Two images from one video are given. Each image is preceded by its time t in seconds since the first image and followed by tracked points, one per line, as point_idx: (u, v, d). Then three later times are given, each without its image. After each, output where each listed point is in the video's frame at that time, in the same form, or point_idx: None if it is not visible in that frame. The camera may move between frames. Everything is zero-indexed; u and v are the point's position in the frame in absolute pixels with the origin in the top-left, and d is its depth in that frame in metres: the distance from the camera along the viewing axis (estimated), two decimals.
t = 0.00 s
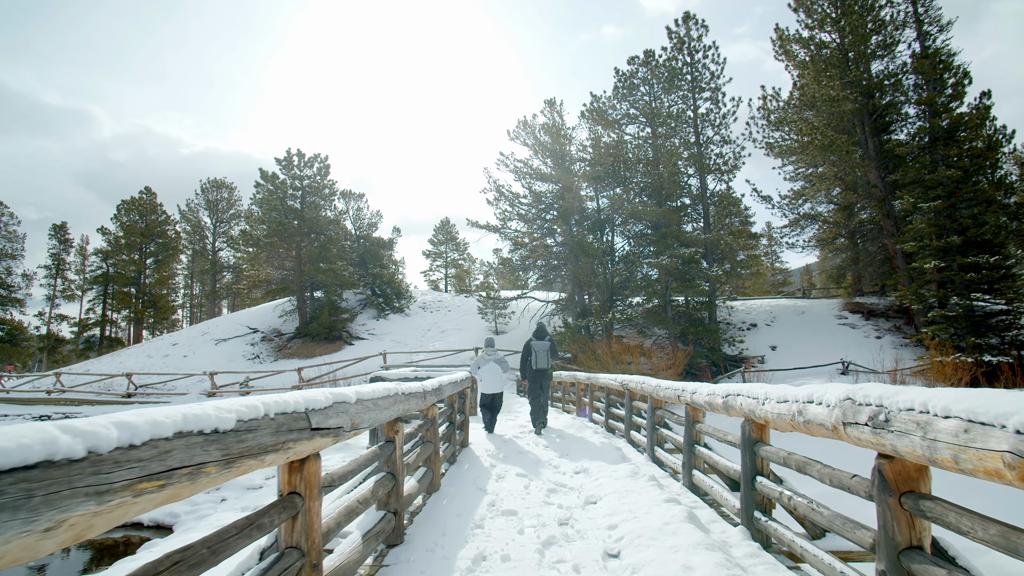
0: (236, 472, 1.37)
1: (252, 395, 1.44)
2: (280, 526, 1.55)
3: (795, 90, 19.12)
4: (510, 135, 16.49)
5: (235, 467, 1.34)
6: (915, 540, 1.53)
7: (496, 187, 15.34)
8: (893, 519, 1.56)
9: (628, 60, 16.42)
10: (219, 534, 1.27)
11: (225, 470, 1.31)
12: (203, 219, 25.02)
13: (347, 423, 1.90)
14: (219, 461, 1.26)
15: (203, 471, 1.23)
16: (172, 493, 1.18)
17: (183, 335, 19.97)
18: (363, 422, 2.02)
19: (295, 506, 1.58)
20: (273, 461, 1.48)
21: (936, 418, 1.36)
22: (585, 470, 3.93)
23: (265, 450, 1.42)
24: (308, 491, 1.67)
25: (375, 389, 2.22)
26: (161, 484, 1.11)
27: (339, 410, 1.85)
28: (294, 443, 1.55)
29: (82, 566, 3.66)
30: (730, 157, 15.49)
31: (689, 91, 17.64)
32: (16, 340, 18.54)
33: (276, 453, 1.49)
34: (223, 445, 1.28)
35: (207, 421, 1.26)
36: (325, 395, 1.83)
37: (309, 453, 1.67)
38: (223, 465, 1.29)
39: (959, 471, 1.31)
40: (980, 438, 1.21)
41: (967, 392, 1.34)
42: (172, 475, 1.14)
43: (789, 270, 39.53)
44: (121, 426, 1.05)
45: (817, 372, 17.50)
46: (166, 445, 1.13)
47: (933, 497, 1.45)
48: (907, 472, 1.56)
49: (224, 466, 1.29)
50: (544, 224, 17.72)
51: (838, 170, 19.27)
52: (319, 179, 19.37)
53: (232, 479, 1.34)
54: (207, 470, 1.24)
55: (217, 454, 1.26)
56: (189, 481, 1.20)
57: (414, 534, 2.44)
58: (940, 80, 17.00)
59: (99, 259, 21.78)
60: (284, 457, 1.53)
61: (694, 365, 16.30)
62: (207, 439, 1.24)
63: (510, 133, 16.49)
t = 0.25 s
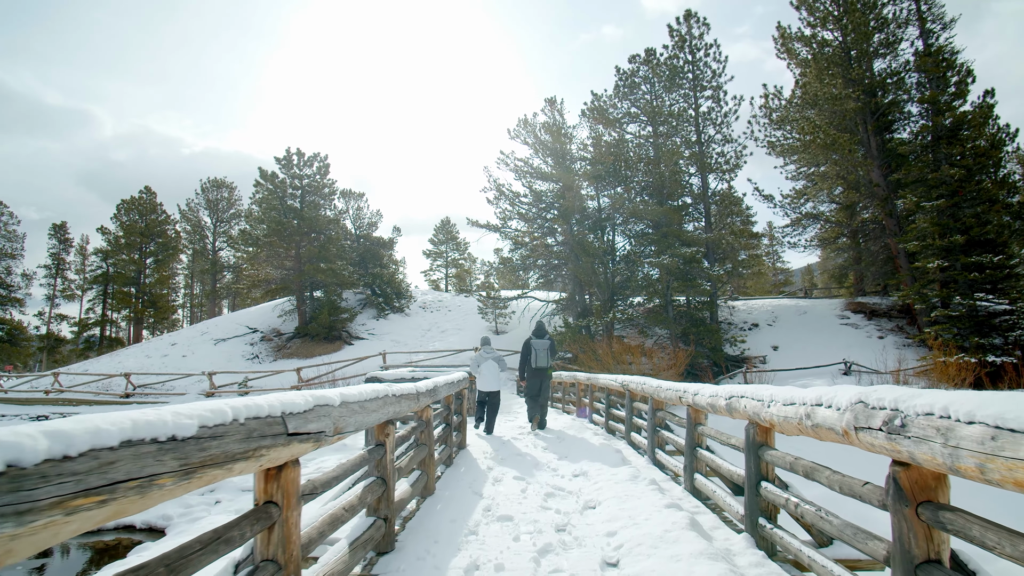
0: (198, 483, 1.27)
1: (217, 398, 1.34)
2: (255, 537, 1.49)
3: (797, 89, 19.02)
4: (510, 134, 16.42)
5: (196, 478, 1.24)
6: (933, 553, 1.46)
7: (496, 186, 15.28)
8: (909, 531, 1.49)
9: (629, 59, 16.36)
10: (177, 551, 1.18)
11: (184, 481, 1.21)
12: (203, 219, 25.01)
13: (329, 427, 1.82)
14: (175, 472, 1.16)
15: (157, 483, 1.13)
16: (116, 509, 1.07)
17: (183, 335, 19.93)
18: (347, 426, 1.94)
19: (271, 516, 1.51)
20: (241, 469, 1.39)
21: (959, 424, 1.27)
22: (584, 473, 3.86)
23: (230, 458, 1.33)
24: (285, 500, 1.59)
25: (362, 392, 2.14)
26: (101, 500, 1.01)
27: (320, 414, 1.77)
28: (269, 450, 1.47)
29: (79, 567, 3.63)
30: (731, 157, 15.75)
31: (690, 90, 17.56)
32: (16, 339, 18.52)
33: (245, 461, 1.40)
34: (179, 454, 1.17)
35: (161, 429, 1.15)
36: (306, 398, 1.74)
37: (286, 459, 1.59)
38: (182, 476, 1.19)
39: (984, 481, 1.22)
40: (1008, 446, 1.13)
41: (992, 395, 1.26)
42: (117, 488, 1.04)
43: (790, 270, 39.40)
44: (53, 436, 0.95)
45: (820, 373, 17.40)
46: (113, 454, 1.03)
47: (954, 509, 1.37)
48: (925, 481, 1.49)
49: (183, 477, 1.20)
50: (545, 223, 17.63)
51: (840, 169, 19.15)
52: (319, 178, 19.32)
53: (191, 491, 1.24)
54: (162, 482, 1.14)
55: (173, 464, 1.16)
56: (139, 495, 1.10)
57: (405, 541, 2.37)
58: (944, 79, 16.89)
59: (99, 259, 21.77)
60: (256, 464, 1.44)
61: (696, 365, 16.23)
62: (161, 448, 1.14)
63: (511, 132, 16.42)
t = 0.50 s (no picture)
0: (149, 495, 1.19)
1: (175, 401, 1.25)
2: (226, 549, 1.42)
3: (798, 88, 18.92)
4: (510, 133, 16.34)
5: (146, 489, 1.15)
6: (954, 567, 1.38)
7: (495, 186, 15.21)
8: (929, 543, 1.42)
9: (629, 58, 16.29)
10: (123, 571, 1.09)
11: (131, 493, 1.12)
12: (202, 219, 24.97)
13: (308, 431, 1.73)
14: (118, 483, 1.07)
15: (95, 497, 1.04)
16: (43, 527, 0.98)
17: (181, 335, 19.86)
18: (328, 430, 1.85)
19: (242, 528, 1.44)
20: (200, 480, 1.30)
21: (984, 429, 1.19)
22: (582, 475, 3.78)
23: (189, 467, 1.24)
24: (259, 510, 1.51)
25: (346, 393, 2.06)
26: (22, 519, 0.91)
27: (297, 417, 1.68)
28: (236, 457, 1.39)
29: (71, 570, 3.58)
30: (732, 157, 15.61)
31: (691, 89, 17.49)
32: (15, 340, 18.46)
33: (207, 470, 1.31)
34: (124, 464, 1.08)
35: (101, 436, 1.06)
36: (283, 401, 1.66)
37: (258, 466, 1.50)
38: (129, 487, 1.11)
39: (1013, 491, 1.14)
40: None
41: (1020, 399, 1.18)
42: (45, 503, 0.94)
43: (791, 270, 39.29)
44: None
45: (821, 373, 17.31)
46: (40, 467, 0.94)
47: (978, 520, 1.30)
48: (946, 489, 1.41)
49: (127, 489, 1.10)
50: (545, 223, 17.56)
51: (842, 169, 19.05)
52: (318, 178, 19.27)
53: (141, 503, 1.15)
54: (102, 496, 1.05)
55: (117, 475, 1.07)
56: (74, 511, 1.01)
57: (396, 549, 2.29)
58: (946, 78, 16.81)
59: (98, 259, 21.71)
60: (221, 473, 1.36)
61: (697, 365, 16.15)
62: (100, 458, 1.05)
63: (511, 131, 16.34)
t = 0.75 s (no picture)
0: (90, 512, 1.06)
1: (125, 406, 1.14)
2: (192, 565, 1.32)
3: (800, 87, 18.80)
4: (511, 132, 16.27)
5: (85, 506, 1.03)
6: None
7: (496, 185, 15.15)
8: (957, 558, 1.35)
9: (630, 56, 16.22)
10: None
11: (66, 510, 0.99)
12: (203, 219, 24.96)
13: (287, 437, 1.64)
14: (47, 501, 0.94)
15: (17, 517, 0.90)
16: None
17: (180, 335, 19.82)
18: (309, 436, 1.76)
19: (210, 542, 1.34)
20: (155, 492, 1.18)
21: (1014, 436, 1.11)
22: (582, 479, 3.70)
23: (139, 479, 1.12)
24: (229, 522, 1.42)
25: (332, 395, 1.97)
26: None
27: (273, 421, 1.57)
28: (198, 467, 1.28)
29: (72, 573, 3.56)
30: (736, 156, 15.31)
31: (693, 88, 17.40)
32: (15, 340, 18.43)
33: (163, 481, 1.19)
34: (56, 477, 0.95)
35: (31, 445, 0.92)
36: (258, 404, 1.55)
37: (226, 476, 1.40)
38: (63, 504, 0.98)
39: None
40: None
41: None
42: None
43: (793, 269, 39.14)
44: None
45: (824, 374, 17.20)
46: None
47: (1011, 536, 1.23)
48: (975, 501, 1.34)
49: (58, 507, 0.97)
50: (546, 222, 17.48)
51: (844, 168, 18.94)
52: (318, 177, 19.22)
53: (81, 521, 1.02)
54: (26, 516, 0.91)
55: (45, 490, 0.93)
56: None
57: (386, 558, 2.21)
58: (949, 76, 16.69)
59: (98, 259, 21.69)
60: (180, 484, 1.24)
61: (698, 365, 16.08)
62: (25, 472, 0.90)
63: (511, 130, 16.27)
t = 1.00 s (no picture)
0: (21, 539, 0.93)
1: (72, 416, 1.00)
2: None
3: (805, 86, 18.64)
4: (513, 132, 16.19)
5: (13, 533, 0.90)
6: None
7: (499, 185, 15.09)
8: None
9: (633, 56, 16.12)
10: None
11: None
12: (206, 219, 25.02)
13: (268, 447, 1.54)
14: None
15: None
16: None
17: (183, 336, 19.84)
18: (293, 444, 1.67)
19: (176, 561, 1.25)
20: (105, 512, 1.06)
21: None
22: (585, 484, 3.62)
23: (83, 499, 0.99)
24: (197, 540, 1.32)
25: (321, 400, 1.89)
26: None
27: (250, 430, 1.46)
28: (158, 483, 1.15)
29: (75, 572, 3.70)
30: (739, 155, 15.53)
31: (697, 87, 17.28)
32: (19, 340, 18.49)
33: (115, 500, 1.07)
34: None
35: None
36: (235, 411, 1.43)
37: (195, 491, 1.29)
38: None
39: None
40: None
41: None
42: None
43: (798, 269, 38.87)
44: None
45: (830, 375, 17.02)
46: None
47: None
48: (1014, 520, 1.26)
49: None
50: (549, 222, 17.39)
51: (850, 167, 18.78)
52: (320, 177, 19.21)
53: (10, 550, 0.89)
54: None
55: None
56: None
57: (379, 569, 2.13)
58: (957, 74, 16.51)
59: (102, 259, 21.76)
60: (137, 503, 1.11)
61: (703, 367, 15.95)
62: None
63: (514, 130, 16.19)
